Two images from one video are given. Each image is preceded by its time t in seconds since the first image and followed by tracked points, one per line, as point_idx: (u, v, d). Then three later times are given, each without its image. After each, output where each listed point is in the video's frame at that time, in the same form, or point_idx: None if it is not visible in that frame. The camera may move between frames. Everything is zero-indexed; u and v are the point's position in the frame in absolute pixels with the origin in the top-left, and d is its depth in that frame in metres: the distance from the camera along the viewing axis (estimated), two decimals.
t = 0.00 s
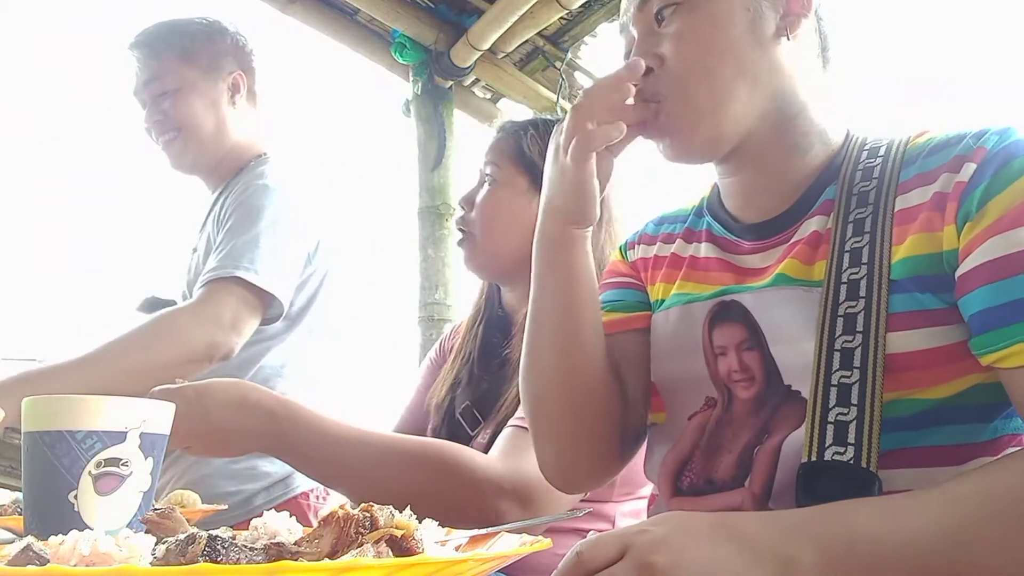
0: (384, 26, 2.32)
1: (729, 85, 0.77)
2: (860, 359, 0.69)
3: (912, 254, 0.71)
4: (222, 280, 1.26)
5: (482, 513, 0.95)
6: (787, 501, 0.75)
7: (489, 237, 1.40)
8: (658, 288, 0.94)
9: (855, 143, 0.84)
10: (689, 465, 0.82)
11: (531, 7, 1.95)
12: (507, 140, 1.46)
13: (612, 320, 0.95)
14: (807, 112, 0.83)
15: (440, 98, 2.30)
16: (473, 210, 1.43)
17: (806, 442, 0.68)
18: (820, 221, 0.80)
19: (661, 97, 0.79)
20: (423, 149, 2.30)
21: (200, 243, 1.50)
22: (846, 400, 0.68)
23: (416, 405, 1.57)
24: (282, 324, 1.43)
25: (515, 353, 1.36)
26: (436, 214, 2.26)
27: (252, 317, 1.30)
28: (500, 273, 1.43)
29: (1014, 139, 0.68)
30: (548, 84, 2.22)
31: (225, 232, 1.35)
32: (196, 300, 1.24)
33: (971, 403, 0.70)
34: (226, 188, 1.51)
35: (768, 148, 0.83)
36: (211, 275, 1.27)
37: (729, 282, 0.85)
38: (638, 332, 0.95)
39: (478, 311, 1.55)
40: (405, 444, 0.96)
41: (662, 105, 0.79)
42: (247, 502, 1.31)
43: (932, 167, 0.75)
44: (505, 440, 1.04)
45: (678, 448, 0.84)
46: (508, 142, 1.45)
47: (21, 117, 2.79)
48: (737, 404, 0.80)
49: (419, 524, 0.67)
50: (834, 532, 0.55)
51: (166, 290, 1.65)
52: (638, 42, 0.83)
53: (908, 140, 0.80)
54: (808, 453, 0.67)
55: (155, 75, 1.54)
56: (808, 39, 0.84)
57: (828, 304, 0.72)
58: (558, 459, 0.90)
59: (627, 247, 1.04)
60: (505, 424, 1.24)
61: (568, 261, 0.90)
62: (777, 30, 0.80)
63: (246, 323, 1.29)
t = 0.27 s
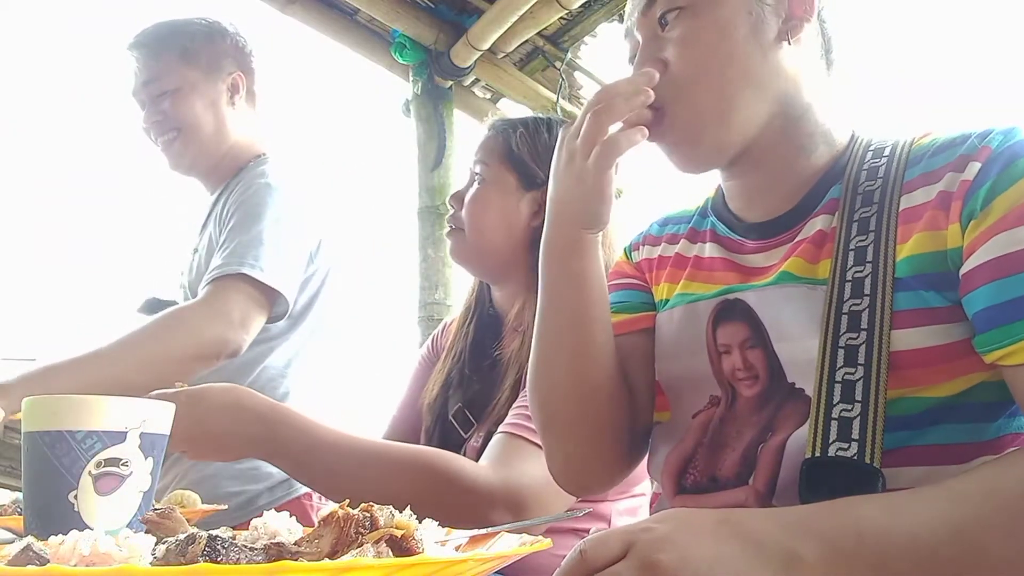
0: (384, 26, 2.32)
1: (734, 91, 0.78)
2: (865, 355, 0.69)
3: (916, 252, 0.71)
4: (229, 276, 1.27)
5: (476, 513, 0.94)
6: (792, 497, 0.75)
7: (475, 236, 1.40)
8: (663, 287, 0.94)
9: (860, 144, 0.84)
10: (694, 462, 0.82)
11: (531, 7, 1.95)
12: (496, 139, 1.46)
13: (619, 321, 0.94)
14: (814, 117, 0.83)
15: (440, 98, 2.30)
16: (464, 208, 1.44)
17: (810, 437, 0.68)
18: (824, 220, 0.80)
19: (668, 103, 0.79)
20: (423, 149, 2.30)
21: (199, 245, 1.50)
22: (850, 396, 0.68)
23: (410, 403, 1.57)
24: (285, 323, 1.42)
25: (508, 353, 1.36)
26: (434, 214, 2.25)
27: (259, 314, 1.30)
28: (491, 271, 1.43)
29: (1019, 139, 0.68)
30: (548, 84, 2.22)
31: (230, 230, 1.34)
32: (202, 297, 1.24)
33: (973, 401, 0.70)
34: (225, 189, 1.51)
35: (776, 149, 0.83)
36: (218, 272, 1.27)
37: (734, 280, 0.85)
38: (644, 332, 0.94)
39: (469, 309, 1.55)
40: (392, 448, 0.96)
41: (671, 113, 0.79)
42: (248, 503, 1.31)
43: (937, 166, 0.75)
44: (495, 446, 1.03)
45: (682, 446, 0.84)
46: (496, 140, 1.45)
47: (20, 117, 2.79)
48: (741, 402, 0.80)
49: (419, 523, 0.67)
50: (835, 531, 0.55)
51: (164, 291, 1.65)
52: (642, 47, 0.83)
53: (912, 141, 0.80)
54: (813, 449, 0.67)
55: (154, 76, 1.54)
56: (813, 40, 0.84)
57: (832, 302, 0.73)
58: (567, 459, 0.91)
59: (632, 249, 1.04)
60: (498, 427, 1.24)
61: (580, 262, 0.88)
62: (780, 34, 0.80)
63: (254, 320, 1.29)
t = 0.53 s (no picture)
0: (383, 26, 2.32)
1: (743, 91, 0.78)
2: (866, 354, 0.70)
3: (921, 254, 0.72)
4: (220, 278, 1.26)
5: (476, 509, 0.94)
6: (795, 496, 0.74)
7: (467, 238, 1.39)
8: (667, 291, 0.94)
9: (864, 147, 0.84)
10: (697, 461, 0.82)
11: (531, 7, 1.95)
12: (486, 138, 1.46)
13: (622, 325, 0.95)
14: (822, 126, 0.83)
15: (440, 98, 2.30)
16: (454, 210, 1.43)
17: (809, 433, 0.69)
18: (828, 222, 0.80)
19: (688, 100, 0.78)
20: (422, 149, 2.30)
21: (195, 247, 1.50)
22: (850, 393, 0.68)
23: (406, 404, 1.57)
24: (283, 322, 1.43)
25: (502, 354, 1.36)
26: (433, 214, 2.25)
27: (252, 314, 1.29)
28: (483, 273, 1.44)
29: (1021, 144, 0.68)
30: (548, 84, 2.22)
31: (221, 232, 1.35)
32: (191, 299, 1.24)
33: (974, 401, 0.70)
34: (218, 191, 1.50)
35: (785, 152, 0.83)
36: (210, 274, 1.27)
37: (738, 283, 0.85)
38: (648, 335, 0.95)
39: (464, 308, 1.55)
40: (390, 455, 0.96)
41: (693, 110, 0.78)
42: (249, 502, 1.32)
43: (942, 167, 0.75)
44: (490, 452, 1.03)
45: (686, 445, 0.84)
46: (486, 141, 1.45)
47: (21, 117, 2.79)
48: (744, 403, 0.80)
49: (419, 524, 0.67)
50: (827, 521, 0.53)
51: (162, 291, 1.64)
52: (655, 46, 0.82)
53: (915, 143, 0.80)
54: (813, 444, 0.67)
55: (140, 80, 1.53)
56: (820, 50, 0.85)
57: (835, 300, 0.73)
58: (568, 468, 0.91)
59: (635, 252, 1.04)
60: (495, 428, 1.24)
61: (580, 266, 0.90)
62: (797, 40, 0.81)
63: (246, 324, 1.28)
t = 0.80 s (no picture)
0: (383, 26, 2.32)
1: (779, 105, 0.78)
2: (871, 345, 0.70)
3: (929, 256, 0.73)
4: (204, 289, 1.26)
5: (475, 511, 0.94)
6: (796, 486, 0.77)
7: (465, 242, 1.40)
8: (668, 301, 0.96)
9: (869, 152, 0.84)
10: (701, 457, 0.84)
11: (531, 7, 1.95)
12: (482, 139, 1.46)
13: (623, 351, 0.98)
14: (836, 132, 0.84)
15: (440, 99, 2.30)
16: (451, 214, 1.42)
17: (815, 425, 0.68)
18: (834, 224, 0.82)
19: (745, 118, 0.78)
20: (422, 149, 2.30)
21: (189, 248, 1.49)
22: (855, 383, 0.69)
23: (404, 405, 1.56)
24: (277, 321, 1.42)
25: (501, 356, 1.36)
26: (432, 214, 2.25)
27: (236, 323, 1.29)
28: (481, 275, 1.44)
29: None
30: (548, 84, 2.22)
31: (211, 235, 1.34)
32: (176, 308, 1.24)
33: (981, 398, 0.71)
34: (215, 188, 1.50)
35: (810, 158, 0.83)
36: (194, 284, 1.27)
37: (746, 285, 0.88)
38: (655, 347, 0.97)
39: (463, 308, 1.55)
40: (382, 466, 0.95)
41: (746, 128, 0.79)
42: (246, 502, 1.32)
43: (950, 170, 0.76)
44: (487, 456, 1.03)
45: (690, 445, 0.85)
46: (483, 143, 1.45)
47: (21, 117, 2.79)
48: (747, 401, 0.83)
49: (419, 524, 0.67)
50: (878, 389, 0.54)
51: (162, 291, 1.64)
52: (694, 48, 0.80)
53: (917, 150, 0.80)
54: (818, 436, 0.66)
55: (135, 78, 1.53)
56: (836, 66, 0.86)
57: (841, 298, 0.74)
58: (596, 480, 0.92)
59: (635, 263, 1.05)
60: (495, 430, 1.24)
61: (565, 299, 0.91)
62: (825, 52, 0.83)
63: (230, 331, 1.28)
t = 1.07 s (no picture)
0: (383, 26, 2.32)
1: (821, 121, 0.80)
2: (878, 340, 0.71)
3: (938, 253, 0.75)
4: (211, 282, 1.26)
5: (478, 509, 0.95)
6: (805, 479, 0.76)
7: (465, 241, 1.39)
8: (677, 305, 0.98)
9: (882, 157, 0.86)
10: (709, 450, 0.84)
11: (531, 7, 1.95)
12: (481, 139, 1.47)
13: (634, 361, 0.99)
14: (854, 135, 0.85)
15: (440, 99, 2.30)
16: (452, 216, 1.42)
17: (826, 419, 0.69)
18: (844, 231, 0.84)
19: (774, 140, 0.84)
20: (422, 149, 2.29)
21: (188, 246, 1.49)
22: (863, 377, 0.69)
23: (406, 405, 1.56)
24: (276, 321, 1.42)
25: (502, 357, 1.35)
26: (432, 214, 2.25)
27: (247, 319, 1.29)
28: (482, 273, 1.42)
29: None
30: (548, 84, 2.22)
31: (214, 234, 1.34)
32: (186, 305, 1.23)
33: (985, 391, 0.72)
34: (214, 189, 1.51)
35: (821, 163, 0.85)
36: (203, 279, 1.26)
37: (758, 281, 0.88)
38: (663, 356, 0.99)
39: (464, 308, 1.56)
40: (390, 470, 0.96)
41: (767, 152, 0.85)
42: (244, 503, 1.32)
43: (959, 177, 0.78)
44: (490, 458, 1.03)
45: (699, 439, 0.86)
46: (483, 143, 1.45)
47: (20, 118, 2.80)
48: (755, 396, 0.83)
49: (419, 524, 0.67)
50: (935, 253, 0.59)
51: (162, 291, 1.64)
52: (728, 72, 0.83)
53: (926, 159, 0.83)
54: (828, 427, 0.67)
55: (140, 73, 1.54)
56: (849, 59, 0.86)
57: (852, 297, 0.75)
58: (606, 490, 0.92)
59: (641, 273, 1.06)
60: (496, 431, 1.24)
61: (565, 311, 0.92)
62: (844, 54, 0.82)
63: (243, 328, 1.28)
